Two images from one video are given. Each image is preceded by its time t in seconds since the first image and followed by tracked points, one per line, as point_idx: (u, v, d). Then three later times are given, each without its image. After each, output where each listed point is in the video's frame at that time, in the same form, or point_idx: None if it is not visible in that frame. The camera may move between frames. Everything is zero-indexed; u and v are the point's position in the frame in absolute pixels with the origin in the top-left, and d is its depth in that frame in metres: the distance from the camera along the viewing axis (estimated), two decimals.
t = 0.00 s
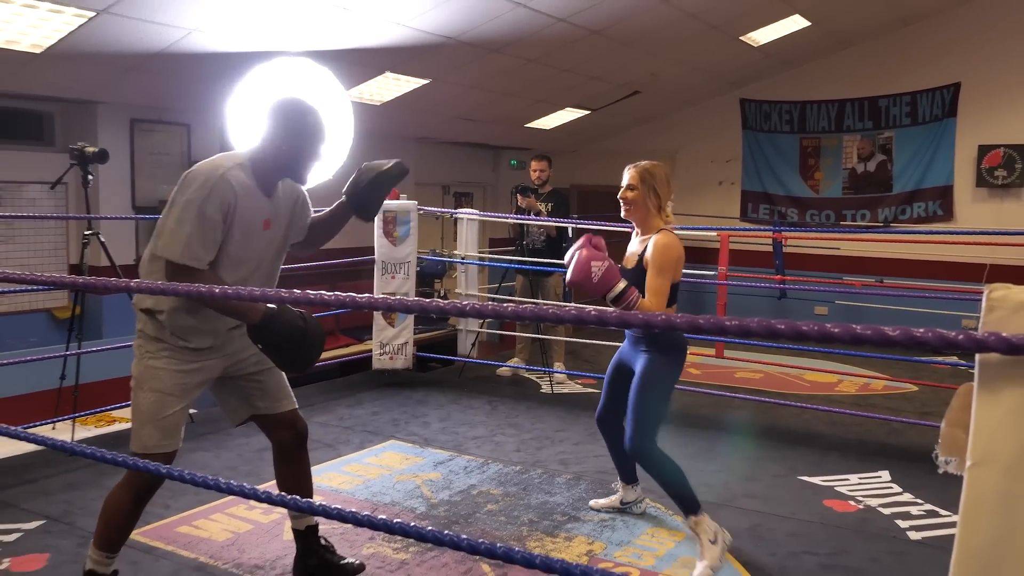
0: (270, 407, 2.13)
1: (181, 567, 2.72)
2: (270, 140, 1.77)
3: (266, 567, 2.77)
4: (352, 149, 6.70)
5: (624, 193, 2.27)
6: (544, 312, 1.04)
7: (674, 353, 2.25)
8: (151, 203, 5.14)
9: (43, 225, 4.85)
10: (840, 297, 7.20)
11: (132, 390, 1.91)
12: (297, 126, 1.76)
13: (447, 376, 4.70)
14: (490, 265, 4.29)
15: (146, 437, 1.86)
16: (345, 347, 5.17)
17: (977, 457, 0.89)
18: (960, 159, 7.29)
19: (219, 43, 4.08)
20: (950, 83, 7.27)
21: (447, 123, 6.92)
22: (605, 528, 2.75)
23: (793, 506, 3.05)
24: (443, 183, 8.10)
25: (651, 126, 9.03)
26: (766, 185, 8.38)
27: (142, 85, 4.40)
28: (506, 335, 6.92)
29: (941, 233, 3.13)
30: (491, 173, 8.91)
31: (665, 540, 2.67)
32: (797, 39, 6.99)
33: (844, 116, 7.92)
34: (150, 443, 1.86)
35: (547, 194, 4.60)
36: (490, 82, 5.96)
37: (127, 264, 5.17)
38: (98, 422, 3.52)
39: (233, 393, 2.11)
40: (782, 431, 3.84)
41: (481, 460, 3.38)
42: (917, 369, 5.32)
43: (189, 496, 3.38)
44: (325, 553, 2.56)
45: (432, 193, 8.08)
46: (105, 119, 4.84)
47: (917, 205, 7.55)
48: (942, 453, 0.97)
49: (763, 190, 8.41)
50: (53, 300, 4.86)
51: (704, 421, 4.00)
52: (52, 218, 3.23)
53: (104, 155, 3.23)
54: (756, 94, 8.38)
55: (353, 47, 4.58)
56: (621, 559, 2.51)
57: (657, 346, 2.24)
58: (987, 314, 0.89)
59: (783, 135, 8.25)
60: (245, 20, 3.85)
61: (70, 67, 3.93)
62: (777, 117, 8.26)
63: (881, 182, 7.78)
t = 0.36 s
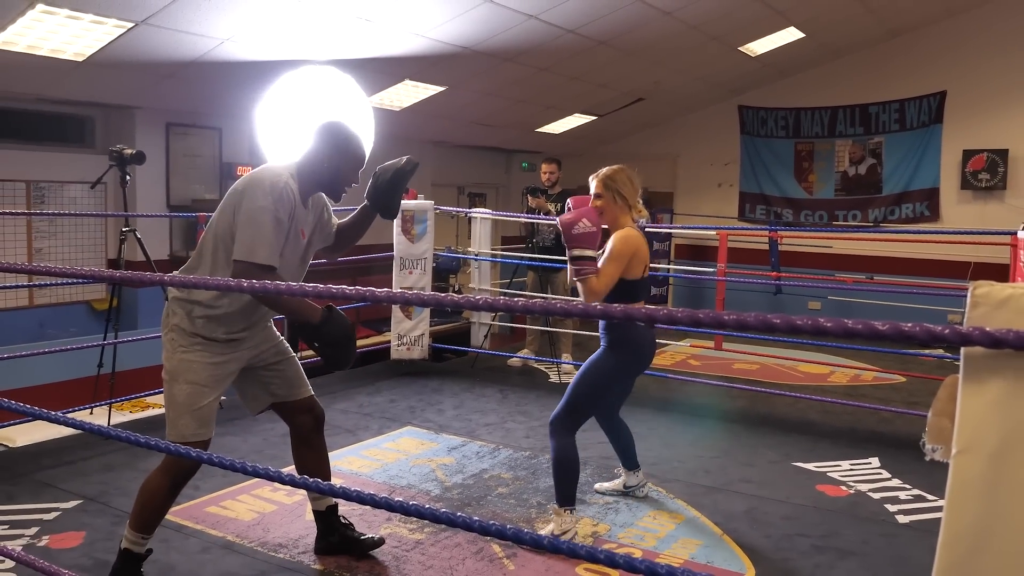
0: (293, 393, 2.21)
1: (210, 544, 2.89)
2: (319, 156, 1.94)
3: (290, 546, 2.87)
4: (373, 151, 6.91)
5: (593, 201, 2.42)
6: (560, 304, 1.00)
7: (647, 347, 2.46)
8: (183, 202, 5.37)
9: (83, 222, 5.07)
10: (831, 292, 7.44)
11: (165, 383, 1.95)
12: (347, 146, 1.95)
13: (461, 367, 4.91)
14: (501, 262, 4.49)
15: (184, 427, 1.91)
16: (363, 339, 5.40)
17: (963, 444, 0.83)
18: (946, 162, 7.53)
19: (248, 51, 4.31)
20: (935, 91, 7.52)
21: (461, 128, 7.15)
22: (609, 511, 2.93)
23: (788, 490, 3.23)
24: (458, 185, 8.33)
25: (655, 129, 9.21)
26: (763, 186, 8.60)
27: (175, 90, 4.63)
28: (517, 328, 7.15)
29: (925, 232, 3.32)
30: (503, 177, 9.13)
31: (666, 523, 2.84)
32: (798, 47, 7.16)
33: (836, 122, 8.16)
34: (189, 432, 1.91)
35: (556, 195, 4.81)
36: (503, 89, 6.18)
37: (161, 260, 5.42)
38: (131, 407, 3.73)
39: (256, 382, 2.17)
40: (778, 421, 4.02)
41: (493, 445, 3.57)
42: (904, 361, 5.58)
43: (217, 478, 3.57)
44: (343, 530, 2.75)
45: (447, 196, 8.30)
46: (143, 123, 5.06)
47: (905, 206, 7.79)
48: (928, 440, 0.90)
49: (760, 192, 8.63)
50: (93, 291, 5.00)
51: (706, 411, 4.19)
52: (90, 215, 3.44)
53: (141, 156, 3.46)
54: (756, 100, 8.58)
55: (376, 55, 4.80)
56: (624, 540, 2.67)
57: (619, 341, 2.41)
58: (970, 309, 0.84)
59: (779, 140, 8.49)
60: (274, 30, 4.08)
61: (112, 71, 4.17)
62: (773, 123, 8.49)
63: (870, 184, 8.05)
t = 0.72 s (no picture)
0: (304, 388, 2.27)
1: (218, 536, 2.96)
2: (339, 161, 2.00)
3: (296, 538, 2.94)
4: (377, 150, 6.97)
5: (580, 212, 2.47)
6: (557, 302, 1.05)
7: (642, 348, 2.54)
8: (191, 202, 5.46)
9: (93, 220, 5.15)
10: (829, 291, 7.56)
11: (180, 373, 2.02)
12: (368, 151, 2.00)
13: (463, 363, 5.00)
14: (503, 261, 4.58)
15: (195, 416, 1.98)
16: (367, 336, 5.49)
17: (953, 440, 0.84)
18: (938, 165, 7.61)
19: (255, 55, 4.38)
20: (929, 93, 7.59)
21: (464, 130, 7.22)
22: (608, 504, 3.01)
23: (784, 484, 3.30)
24: (461, 185, 8.40)
25: (654, 130, 9.28)
26: (758, 185, 8.67)
27: (183, 93, 4.71)
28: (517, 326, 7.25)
29: (917, 233, 3.39)
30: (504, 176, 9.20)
31: (664, 516, 2.91)
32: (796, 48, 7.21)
33: (831, 125, 8.23)
34: (200, 422, 1.98)
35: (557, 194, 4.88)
36: (505, 92, 6.26)
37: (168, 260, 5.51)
38: (141, 403, 3.82)
39: (273, 374, 2.24)
40: (774, 417, 4.11)
41: (494, 440, 3.65)
42: (895, 358, 5.68)
43: (225, 471, 3.65)
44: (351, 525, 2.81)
45: (450, 195, 8.36)
46: (151, 124, 5.13)
47: (898, 206, 7.87)
48: (920, 436, 0.92)
49: (755, 191, 8.70)
50: (103, 290, 5.09)
51: (704, 407, 4.27)
52: (100, 215, 3.52)
53: (149, 157, 3.53)
54: (752, 102, 8.65)
55: (380, 58, 4.87)
56: (622, 532, 2.75)
57: (611, 347, 2.45)
58: (962, 308, 0.85)
59: (773, 142, 8.55)
60: (281, 33, 4.15)
61: (122, 74, 4.23)
62: (768, 125, 8.55)
63: (864, 185, 8.11)
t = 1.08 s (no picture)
0: (304, 396, 2.32)
1: (226, 543, 3.02)
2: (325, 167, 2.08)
3: (303, 544, 3.00)
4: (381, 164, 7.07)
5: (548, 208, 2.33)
6: (558, 313, 1.08)
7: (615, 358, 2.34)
8: (200, 214, 5.56)
9: (105, 233, 5.25)
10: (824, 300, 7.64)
11: (188, 391, 2.08)
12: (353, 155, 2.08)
13: (466, 371, 5.08)
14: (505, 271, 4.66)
15: (204, 432, 2.05)
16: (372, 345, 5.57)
17: (948, 447, 0.87)
18: (930, 176, 7.72)
19: (262, 71, 4.48)
20: (920, 105, 7.70)
21: (467, 143, 7.32)
22: (609, 510, 3.07)
23: (781, 490, 3.36)
24: (464, 198, 8.48)
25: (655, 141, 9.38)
26: (754, 197, 8.80)
27: (193, 108, 4.82)
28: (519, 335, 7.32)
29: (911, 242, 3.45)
30: (506, 188, 9.29)
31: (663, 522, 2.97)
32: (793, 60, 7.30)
33: (825, 136, 8.35)
34: (210, 438, 2.05)
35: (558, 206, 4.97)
36: (506, 106, 6.35)
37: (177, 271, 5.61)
38: (150, 412, 3.90)
39: (273, 385, 2.29)
40: (771, 423, 4.17)
41: (496, 447, 3.71)
42: (888, 365, 5.77)
43: (233, 478, 3.72)
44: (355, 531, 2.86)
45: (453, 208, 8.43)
46: (162, 139, 5.24)
47: (892, 216, 7.98)
48: (915, 442, 0.97)
49: (751, 203, 8.82)
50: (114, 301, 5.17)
51: (703, 413, 4.34)
52: (112, 226, 3.59)
53: (160, 171, 3.62)
54: (749, 115, 8.75)
55: (384, 74, 4.97)
56: (623, 538, 2.80)
57: (579, 359, 2.24)
58: (953, 317, 0.89)
59: (769, 154, 8.66)
60: (288, 50, 4.26)
61: (133, 90, 4.33)
62: (764, 137, 8.67)
63: (858, 196, 8.24)
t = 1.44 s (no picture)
0: (286, 388, 2.56)
1: (258, 529, 3.24)
2: (250, 158, 2.30)
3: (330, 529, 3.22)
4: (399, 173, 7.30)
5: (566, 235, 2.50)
6: (567, 311, 1.25)
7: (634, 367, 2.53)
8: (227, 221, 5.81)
9: (142, 240, 5.47)
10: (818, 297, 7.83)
11: (185, 383, 2.29)
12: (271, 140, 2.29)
13: (481, 367, 5.30)
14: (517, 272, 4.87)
15: (204, 417, 2.27)
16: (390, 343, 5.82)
17: (943, 436, 0.90)
18: (924, 177, 7.96)
19: (286, 86, 4.71)
20: (914, 110, 7.94)
21: (480, 151, 7.50)
22: (618, 497, 3.27)
23: (780, 478, 3.54)
24: (477, 203, 8.65)
25: (664, 141, 9.54)
26: (753, 201, 9.05)
27: (222, 122, 5.07)
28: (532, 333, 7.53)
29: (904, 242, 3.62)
30: (519, 190, 9.49)
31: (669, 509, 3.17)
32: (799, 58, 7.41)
33: (821, 141, 8.60)
34: (213, 424, 2.27)
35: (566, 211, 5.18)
36: (517, 116, 6.54)
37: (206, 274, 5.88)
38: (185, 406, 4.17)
39: (256, 378, 2.52)
40: (773, 415, 4.36)
41: (510, 438, 3.93)
42: (885, 359, 5.94)
43: (263, 469, 3.96)
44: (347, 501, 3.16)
45: (468, 213, 8.62)
46: (192, 152, 5.50)
47: (887, 217, 8.24)
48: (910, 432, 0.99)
49: (751, 206, 9.08)
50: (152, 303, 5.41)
51: (708, 406, 4.53)
52: (149, 233, 3.84)
53: (193, 181, 3.86)
54: (746, 123, 9.04)
55: (401, 86, 5.20)
56: (631, 523, 3.00)
57: (610, 371, 2.45)
58: (948, 311, 0.93)
59: (768, 159, 8.92)
60: (310, 66, 4.49)
61: (165, 106, 4.58)
62: (763, 143, 8.92)
63: (853, 198, 8.50)
